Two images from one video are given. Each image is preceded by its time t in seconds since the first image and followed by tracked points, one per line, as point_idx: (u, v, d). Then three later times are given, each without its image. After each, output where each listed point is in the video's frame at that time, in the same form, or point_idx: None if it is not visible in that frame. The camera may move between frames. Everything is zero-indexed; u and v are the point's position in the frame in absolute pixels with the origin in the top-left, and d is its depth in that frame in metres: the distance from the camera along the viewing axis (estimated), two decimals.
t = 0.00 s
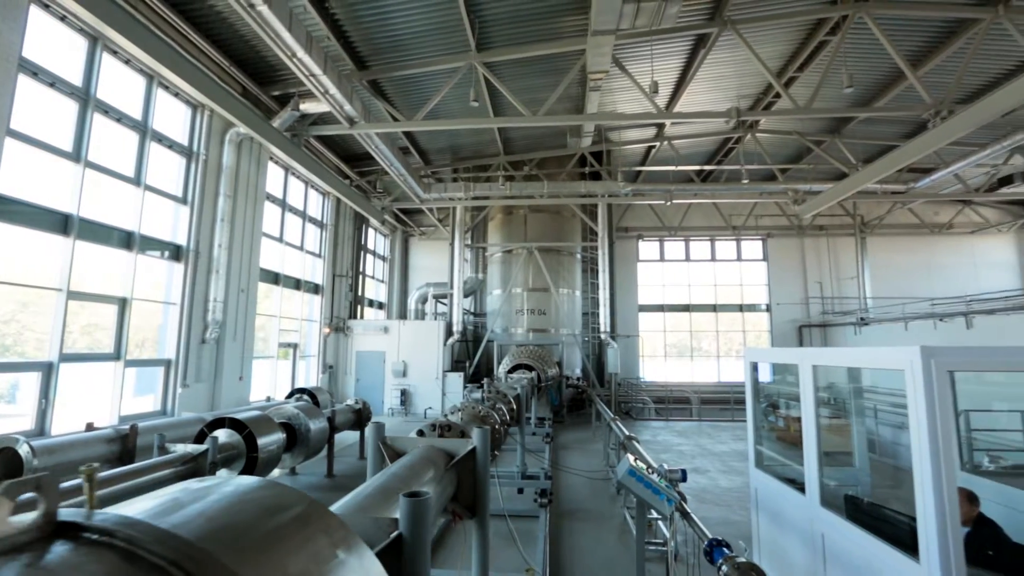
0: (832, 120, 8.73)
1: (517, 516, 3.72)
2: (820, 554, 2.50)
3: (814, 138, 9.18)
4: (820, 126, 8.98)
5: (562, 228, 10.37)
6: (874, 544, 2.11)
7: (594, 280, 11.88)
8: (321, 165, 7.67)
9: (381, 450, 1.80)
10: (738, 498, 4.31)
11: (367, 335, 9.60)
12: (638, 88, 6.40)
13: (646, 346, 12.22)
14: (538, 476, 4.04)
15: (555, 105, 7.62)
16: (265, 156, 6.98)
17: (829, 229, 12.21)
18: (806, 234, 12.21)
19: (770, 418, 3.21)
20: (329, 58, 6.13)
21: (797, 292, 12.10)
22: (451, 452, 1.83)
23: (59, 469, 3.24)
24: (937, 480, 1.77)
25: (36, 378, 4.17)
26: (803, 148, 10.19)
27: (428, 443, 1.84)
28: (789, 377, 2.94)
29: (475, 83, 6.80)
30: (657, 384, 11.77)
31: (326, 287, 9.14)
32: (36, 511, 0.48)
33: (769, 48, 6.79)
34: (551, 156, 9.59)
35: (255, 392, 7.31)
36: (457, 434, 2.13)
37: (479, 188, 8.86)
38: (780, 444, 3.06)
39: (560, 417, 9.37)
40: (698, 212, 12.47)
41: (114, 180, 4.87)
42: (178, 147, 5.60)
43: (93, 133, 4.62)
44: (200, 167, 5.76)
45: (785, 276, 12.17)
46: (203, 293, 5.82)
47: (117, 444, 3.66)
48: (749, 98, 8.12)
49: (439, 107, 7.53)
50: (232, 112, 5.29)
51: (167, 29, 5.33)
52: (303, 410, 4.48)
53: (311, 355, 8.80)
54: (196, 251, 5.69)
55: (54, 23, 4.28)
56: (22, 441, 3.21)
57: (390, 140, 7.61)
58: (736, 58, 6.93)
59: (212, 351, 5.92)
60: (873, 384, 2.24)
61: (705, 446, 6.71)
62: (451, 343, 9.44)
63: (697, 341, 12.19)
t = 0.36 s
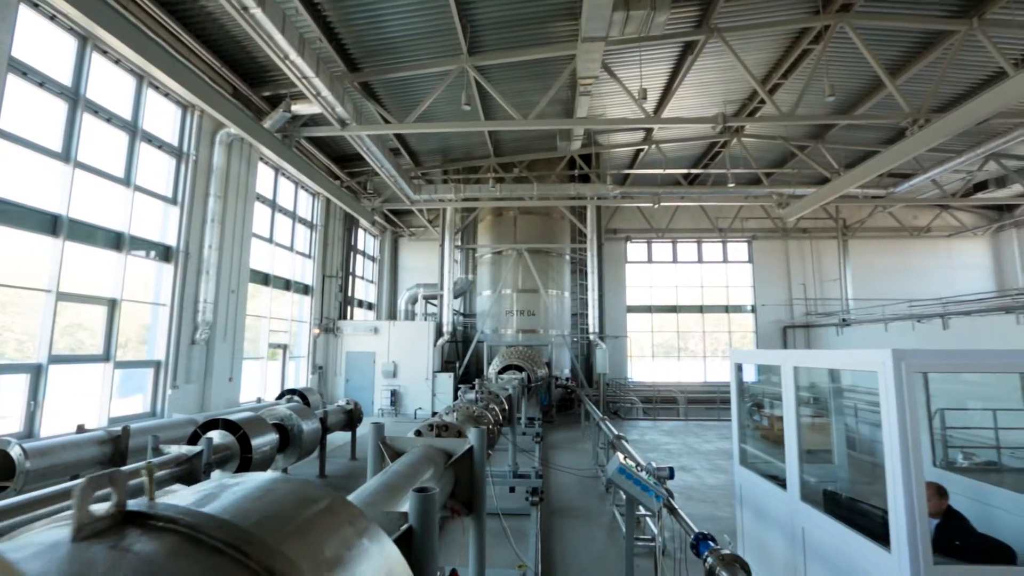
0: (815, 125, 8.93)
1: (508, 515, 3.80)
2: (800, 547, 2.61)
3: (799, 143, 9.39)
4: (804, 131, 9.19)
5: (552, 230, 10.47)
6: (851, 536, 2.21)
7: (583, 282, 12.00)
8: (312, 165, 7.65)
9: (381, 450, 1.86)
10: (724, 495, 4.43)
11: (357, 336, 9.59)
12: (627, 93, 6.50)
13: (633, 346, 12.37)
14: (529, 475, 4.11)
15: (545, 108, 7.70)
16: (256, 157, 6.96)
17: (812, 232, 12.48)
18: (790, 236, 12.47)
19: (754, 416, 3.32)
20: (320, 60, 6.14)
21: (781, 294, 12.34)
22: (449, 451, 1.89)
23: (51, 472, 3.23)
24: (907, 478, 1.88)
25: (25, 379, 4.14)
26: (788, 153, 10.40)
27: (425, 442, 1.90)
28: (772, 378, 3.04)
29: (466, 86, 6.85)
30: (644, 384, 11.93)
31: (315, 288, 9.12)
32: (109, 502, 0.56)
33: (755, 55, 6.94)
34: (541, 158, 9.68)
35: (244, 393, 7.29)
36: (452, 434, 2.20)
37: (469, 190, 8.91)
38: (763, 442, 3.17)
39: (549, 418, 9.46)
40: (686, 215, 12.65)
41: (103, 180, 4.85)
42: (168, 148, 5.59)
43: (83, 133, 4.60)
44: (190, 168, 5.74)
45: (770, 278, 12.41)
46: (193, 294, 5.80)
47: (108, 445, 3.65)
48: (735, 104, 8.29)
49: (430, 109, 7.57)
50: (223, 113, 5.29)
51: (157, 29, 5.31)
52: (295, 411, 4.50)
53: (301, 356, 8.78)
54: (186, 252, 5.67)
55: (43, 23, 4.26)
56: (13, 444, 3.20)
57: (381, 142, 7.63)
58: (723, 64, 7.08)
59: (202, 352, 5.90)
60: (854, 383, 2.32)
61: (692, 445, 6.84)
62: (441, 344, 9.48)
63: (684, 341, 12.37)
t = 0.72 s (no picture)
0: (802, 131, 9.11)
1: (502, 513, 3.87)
2: (784, 542, 2.71)
3: (786, 147, 9.56)
4: (791, 135, 9.37)
5: (544, 232, 10.55)
6: (831, 529, 2.31)
7: (574, 283, 12.10)
8: (304, 166, 7.66)
9: (383, 450, 1.92)
10: (712, 493, 4.53)
11: (349, 337, 9.59)
12: (619, 97, 6.59)
13: (624, 347, 12.49)
14: (523, 474, 4.18)
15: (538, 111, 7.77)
16: (248, 158, 6.96)
17: (800, 235, 12.70)
18: (778, 239, 12.67)
19: (741, 416, 3.42)
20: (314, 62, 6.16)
21: (769, 295, 12.54)
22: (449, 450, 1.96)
23: (47, 473, 3.24)
24: (883, 474, 1.98)
25: (17, 381, 4.13)
26: (775, 157, 10.59)
27: (425, 442, 1.97)
28: (759, 378, 3.14)
29: (460, 89, 6.91)
30: (635, 384, 12.06)
31: (308, 289, 9.11)
32: (167, 491, 0.63)
33: (743, 62, 7.08)
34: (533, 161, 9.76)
35: (237, 395, 7.27)
36: (450, 434, 2.27)
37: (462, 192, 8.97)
38: (750, 441, 3.27)
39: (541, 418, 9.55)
40: (676, 217, 12.81)
41: (96, 181, 4.84)
42: (162, 149, 5.58)
43: (77, 135, 4.60)
44: (183, 169, 5.74)
45: (758, 279, 12.61)
46: (186, 295, 5.80)
47: (104, 447, 3.66)
48: (724, 109, 8.43)
49: (423, 112, 7.62)
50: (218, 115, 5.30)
51: (151, 31, 5.31)
52: (290, 412, 4.53)
53: (293, 357, 8.76)
54: (179, 253, 5.67)
55: (38, 24, 4.25)
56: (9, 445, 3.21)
57: (374, 143, 7.66)
58: (712, 70, 7.21)
59: (195, 353, 5.90)
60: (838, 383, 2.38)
61: (681, 444, 6.96)
62: (433, 345, 9.53)
63: (674, 342, 12.52)
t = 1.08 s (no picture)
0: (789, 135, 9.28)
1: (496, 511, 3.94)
2: (769, 535, 2.81)
3: (773, 151, 9.74)
4: (779, 139, 9.54)
5: (535, 233, 10.64)
6: (813, 522, 2.41)
7: (566, 284, 12.20)
8: (297, 167, 7.67)
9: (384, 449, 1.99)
10: (701, 490, 4.64)
11: (342, 337, 9.60)
12: (610, 102, 6.69)
13: (615, 347, 12.62)
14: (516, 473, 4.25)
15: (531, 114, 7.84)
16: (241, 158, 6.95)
17: (787, 236, 12.91)
18: (766, 240, 12.88)
19: (729, 415, 3.51)
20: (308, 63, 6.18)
21: (756, 296, 12.74)
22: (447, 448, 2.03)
23: (43, 474, 3.25)
24: (860, 469, 2.08)
25: (9, 382, 4.12)
26: (763, 160, 10.77)
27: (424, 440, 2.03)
28: (746, 378, 3.24)
29: (453, 91, 6.96)
30: (625, 384, 12.19)
31: (300, 289, 9.10)
32: (210, 482, 0.70)
33: (732, 67, 7.21)
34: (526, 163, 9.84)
35: (229, 395, 7.26)
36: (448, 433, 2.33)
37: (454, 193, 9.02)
38: (737, 439, 3.36)
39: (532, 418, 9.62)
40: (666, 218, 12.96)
41: (89, 182, 4.83)
42: (154, 150, 5.58)
43: (69, 135, 4.59)
44: (176, 170, 5.73)
45: (746, 280, 12.80)
46: (179, 296, 5.80)
47: (99, 447, 3.68)
48: (713, 113, 8.56)
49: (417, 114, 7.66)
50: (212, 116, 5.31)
51: (144, 31, 5.30)
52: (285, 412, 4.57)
53: (285, 357, 8.76)
54: (172, 254, 5.66)
55: (30, 24, 4.25)
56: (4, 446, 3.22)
57: (367, 145, 7.68)
58: (701, 75, 7.34)
59: (187, 354, 5.90)
60: (822, 383, 2.43)
61: (671, 443, 7.08)
62: (426, 345, 9.58)
63: (664, 342, 12.66)
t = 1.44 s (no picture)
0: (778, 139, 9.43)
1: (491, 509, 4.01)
2: (756, 530, 2.91)
3: (762, 154, 9.90)
4: (768, 143, 9.69)
5: (528, 234, 10.71)
6: (797, 516, 2.51)
7: (558, 284, 12.29)
8: (291, 167, 7.67)
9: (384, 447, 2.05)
10: (691, 487, 4.74)
11: (336, 338, 9.62)
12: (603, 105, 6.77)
13: (607, 347, 12.73)
14: (510, 471, 4.33)
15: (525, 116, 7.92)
16: (235, 159, 6.95)
17: (776, 238, 13.10)
18: (756, 242, 13.06)
19: (719, 414, 3.61)
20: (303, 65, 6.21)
21: (746, 296, 12.93)
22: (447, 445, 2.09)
23: (41, 474, 3.27)
24: (840, 464, 2.18)
25: (4, 383, 4.12)
26: (753, 163, 10.93)
27: (423, 439, 2.10)
28: (735, 377, 3.33)
29: (448, 94, 7.02)
30: (617, 384, 12.31)
31: (294, 290, 9.11)
32: (244, 473, 0.77)
33: (722, 72, 7.34)
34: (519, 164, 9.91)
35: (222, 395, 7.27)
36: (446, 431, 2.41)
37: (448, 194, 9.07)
38: (726, 437, 3.46)
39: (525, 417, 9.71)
40: (657, 220, 13.10)
41: (84, 182, 4.84)
42: (149, 150, 5.58)
43: (64, 136, 4.60)
44: (171, 170, 5.74)
45: (736, 281, 12.98)
46: (173, 297, 5.81)
47: (96, 448, 3.70)
48: (704, 117, 8.69)
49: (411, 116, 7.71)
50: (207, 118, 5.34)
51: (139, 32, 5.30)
52: (281, 412, 4.61)
53: (279, 357, 8.76)
54: (166, 254, 5.67)
55: (26, 25, 4.25)
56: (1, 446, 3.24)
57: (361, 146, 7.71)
58: (692, 80, 7.46)
59: (182, 354, 5.91)
60: (808, 383, 2.51)
61: (662, 442, 7.18)
62: (419, 345, 9.63)
63: (655, 342, 12.80)
